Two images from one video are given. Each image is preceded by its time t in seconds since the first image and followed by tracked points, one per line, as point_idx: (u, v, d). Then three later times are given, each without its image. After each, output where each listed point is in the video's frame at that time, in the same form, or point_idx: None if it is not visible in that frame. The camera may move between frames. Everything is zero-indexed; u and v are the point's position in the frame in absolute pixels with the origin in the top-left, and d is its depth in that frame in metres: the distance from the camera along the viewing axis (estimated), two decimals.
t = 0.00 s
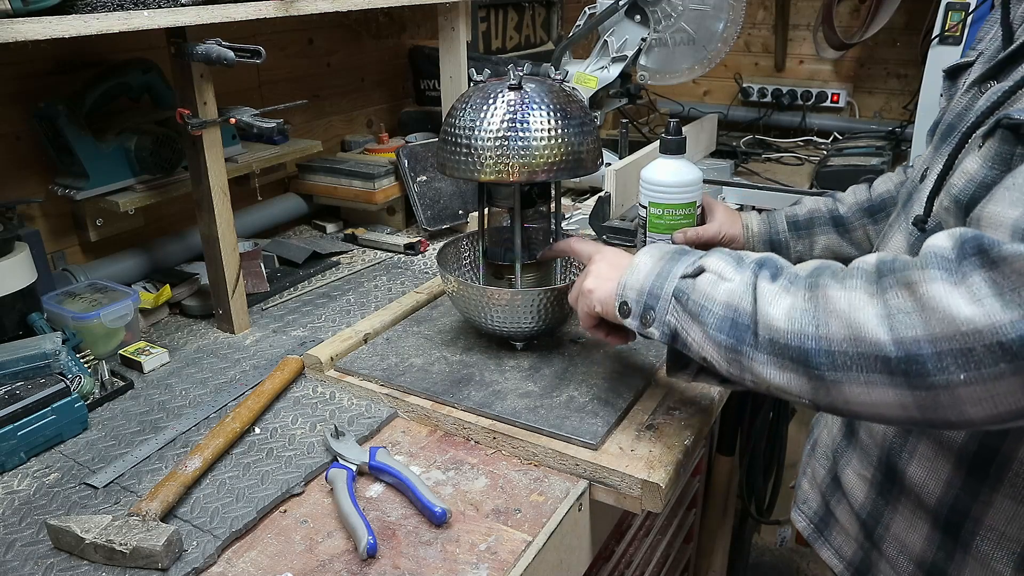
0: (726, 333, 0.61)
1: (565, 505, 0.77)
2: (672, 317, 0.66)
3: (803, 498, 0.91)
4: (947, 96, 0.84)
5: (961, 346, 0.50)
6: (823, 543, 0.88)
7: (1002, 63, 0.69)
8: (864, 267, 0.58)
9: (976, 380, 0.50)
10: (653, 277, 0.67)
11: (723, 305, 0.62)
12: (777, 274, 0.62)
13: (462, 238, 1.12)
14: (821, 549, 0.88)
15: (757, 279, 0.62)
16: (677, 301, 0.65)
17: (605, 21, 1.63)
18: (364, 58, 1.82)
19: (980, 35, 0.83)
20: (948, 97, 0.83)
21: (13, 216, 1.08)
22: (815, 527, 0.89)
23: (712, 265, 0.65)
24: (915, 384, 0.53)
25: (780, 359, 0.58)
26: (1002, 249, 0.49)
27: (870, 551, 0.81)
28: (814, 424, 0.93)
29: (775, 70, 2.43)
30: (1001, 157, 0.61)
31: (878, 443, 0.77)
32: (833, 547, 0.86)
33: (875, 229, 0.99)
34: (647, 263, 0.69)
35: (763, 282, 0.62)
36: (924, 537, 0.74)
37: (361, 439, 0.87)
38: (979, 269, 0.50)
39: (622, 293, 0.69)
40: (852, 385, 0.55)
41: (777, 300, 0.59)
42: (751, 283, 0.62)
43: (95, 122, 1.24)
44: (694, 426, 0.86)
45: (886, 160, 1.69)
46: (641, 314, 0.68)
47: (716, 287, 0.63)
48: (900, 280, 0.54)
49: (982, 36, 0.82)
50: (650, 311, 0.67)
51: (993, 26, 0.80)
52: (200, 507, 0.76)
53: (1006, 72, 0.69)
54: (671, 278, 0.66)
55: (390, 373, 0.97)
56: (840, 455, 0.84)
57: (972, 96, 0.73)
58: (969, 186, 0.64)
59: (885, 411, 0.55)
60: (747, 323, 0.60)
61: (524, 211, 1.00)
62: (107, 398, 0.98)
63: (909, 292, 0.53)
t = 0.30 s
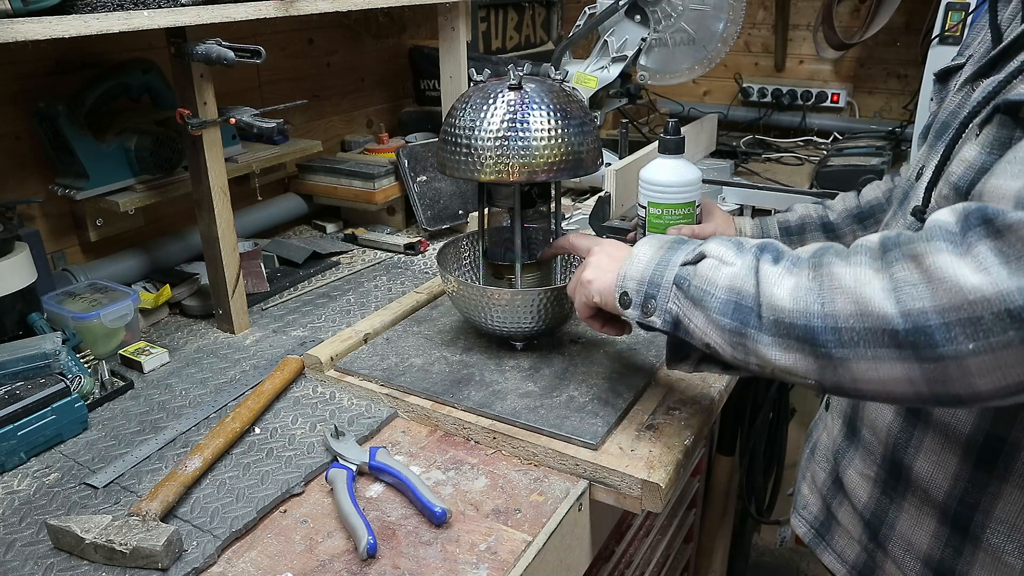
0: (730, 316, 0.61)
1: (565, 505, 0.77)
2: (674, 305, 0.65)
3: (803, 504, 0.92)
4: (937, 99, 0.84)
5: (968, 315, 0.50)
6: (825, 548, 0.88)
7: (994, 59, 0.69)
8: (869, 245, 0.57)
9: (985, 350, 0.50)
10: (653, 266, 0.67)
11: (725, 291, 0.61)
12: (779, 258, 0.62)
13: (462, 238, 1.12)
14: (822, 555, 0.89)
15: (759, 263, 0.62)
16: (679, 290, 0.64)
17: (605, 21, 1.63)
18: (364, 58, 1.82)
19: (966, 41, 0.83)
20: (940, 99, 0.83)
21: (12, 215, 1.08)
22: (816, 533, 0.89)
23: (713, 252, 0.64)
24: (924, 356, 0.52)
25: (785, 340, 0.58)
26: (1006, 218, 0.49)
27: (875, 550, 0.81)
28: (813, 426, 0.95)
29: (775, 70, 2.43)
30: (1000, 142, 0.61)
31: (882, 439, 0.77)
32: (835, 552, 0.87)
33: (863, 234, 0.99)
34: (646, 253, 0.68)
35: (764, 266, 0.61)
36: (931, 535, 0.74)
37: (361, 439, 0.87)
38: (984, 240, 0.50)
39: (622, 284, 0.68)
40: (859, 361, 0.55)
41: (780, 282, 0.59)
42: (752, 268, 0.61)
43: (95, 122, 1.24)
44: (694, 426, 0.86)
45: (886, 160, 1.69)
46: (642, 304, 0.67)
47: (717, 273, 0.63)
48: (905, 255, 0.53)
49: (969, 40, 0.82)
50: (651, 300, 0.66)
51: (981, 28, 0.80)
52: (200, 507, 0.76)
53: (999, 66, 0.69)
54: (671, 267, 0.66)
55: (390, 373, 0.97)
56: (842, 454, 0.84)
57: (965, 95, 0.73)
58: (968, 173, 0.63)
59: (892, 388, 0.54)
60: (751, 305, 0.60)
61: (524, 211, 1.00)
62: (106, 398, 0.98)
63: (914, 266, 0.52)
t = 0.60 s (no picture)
0: (793, 287, 0.58)
1: (565, 505, 0.77)
2: (737, 265, 0.62)
3: (801, 501, 0.93)
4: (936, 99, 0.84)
5: None
6: (823, 545, 0.89)
7: (993, 51, 0.70)
8: (938, 232, 0.53)
9: None
10: (721, 220, 0.64)
11: (791, 259, 0.58)
12: (850, 229, 0.58)
13: (462, 238, 1.12)
14: (821, 552, 0.89)
15: (828, 233, 0.58)
16: (744, 249, 0.61)
17: (605, 21, 1.63)
18: (364, 58, 1.82)
19: (963, 45, 0.83)
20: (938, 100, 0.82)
21: (12, 215, 1.08)
22: (815, 530, 0.90)
23: (783, 215, 0.60)
24: (983, 360, 0.49)
25: (845, 320, 0.55)
26: None
27: (876, 543, 0.81)
28: (813, 424, 0.95)
29: (775, 70, 2.43)
30: (1011, 125, 0.62)
31: (884, 431, 0.77)
32: (834, 548, 0.87)
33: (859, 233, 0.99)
34: (714, 204, 0.65)
35: (833, 238, 0.57)
36: (934, 525, 0.74)
37: (361, 439, 0.87)
38: None
39: (687, 235, 0.66)
40: (916, 353, 0.52)
41: (849, 260, 0.55)
42: (820, 238, 0.58)
43: (95, 122, 1.24)
44: (694, 426, 0.86)
45: (886, 160, 1.69)
46: (705, 258, 0.64)
47: (785, 239, 0.59)
48: (976, 252, 0.50)
49: (965, 45, 0.83)
50: (713, 256, 0.63)
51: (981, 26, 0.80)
52: (200, 507, 0.76)
53: (999, 57, 0.70)
54: (737, 227, 0.62)
55: (390, 373, 0.97)
56: (842, 448, 0.84)
57: (964, 89, 0.73)
58: (978, 158, 0.63)
59: (947, 384, 0.52)
60: (814, 277, 0.57)
61: (524, 211, 1.00)
62: (106, 398, 0.98)
63: (983, 266, 0.49)
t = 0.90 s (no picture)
0: (806, 206, 0.59)
1: (565, 505, 0.77)
2: (763, 170, 0.62)
3: (803, 491, 0.92)
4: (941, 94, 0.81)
5: (1011, 289, 0.48)
6: (823, 535, 0.88)
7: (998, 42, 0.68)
8: (954, 178, 0.51)
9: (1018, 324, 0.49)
10: (757, 120, 0.62)
11: (811, 177, 0.58)
12: (874, 153, 0.56)
13: (462, 238, 1.12)
14: (820, 542, 0.89)
15: (851, 155, 0.56)
16: (770, 156, 0.61)
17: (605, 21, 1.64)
18: (364, 58, 1.82)
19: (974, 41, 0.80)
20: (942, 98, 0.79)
21: (13, 215, 1.08)
22: (814, 519, 0.89)
23: (813, 130, 0.59)
24: (961, 316, 0.51)
25: (845, 248, 0.57)
26: None
27: (875, 531, 0.81)
28: (814, 417, 0.94)
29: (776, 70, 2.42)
30: (1003, 111, 0.63)
31: (884, 419, 0.76)
32: (833, 537, 0.87)
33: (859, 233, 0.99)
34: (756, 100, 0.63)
35: (854, 164, 0.56)
36: (930, 511, 0.74)
37: (361, 439, 0.87)
38: None
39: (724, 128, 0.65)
40: (903, 296, 0.54)
41: (862, 193, 0.54)
42: (844, 160, 0.57)
43: (95, 122, 1.24)
44: (694, 426, 0.86)
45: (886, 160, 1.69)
46: (735, 154, 0.65)
47: (810, 157, 0.58)
48: (975, 212, 0.48)
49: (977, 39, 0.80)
50: (743, 154, 0.64)
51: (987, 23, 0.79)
52: (200, 507, 0.76)
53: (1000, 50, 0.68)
54: (772, 130, 0.61)
55: (390, 373, 0.97)
56: (844, 437, 0.84)
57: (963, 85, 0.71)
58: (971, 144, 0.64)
59: (926, 327, 0.54)
60: (826, 201, 0.57)
61: (524, 212, 1.00)
62: (106, 398, 0.98)
63: (980, 227, 0.48)
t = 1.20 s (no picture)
0: (848, 229, 0.55)
1: (565, 505, 0.77)
2: (792, 190, 0.59)
3: (820, 504, 0.90)
4: (934, 102, 0.81)
5: None
6: (845, 549, 0.86)
7: (993, 47, 0.68)
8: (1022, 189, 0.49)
9: None
10: (782, 138, 0.60)
11: (849, 196, 0.55)
12: (919, 168, 0.53)
13: (462, 238, 1.12)
14: (844, 556, 0.87)
15: (895, 171, 0.53)
16: (799, 175, 0.58)
17: (605, 21, 1.64)
18: (364, 58, 1.82)
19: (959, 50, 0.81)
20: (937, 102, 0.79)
21: (12, 215, 1.08)
22: (835, 533, 0.88)
23: (848, 147, 0.55)
24: None
25: (902, 267, 0.53)
26: None
27: (902, 542, 0.79)
28: (825, 430, 0.92)
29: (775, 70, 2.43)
30: (1020, 111, 0.63)
31: (907, 427, 0.75)
32: (857, 550, 0.85)
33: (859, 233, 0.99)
34: (778, 116, 0.60)
35: (899, 180, 0.53)
36: (961, 519, 0.73)
37: (361, 439, 0.87)
38: None
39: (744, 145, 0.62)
40: (975, 318, 0.51)
41: (917, 211, 0.51)
42: (886, 176, 0.53)
43: (95, 122, 1.24)
44: (694, 426, 0.86)
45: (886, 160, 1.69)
46: (758, 174, 0.62)
47: (847, 175, 0.55)
48: None
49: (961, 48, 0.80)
50: (769, 174, 0.61)
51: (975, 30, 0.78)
52: (200, 507, 0.76)
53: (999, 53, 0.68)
54: (800, 147, 0.58)
55: (390, 373, 0.97)
56: (862, 448, 0.82)
57: (966, 87, 0.70)
58: (989, 146, 0.65)
59: (996, 349, 0.51)
60: (873, 221, 0.54)
61: (524, 211, 1.00)
62: (106, 398, 0.98)
63: None
